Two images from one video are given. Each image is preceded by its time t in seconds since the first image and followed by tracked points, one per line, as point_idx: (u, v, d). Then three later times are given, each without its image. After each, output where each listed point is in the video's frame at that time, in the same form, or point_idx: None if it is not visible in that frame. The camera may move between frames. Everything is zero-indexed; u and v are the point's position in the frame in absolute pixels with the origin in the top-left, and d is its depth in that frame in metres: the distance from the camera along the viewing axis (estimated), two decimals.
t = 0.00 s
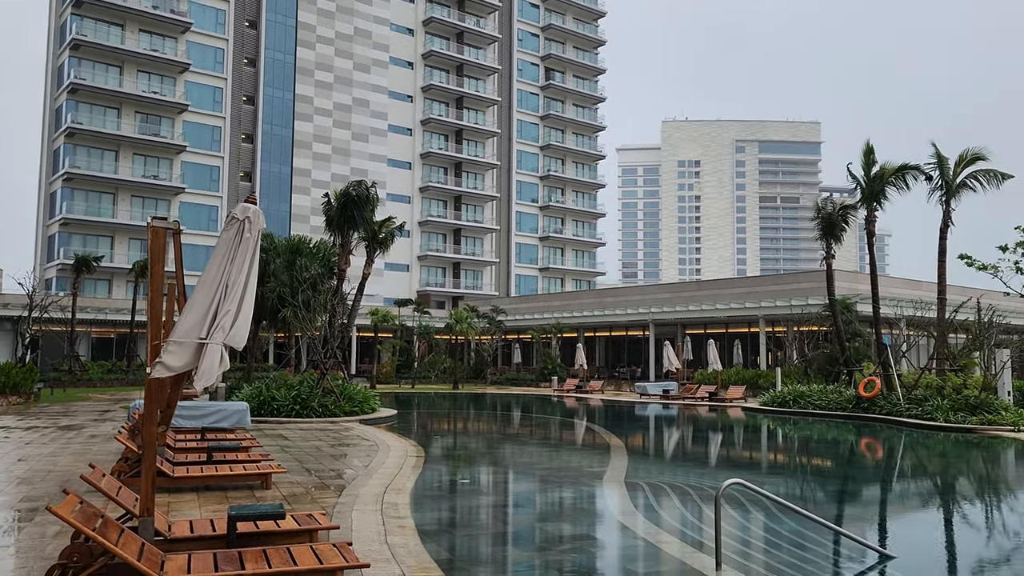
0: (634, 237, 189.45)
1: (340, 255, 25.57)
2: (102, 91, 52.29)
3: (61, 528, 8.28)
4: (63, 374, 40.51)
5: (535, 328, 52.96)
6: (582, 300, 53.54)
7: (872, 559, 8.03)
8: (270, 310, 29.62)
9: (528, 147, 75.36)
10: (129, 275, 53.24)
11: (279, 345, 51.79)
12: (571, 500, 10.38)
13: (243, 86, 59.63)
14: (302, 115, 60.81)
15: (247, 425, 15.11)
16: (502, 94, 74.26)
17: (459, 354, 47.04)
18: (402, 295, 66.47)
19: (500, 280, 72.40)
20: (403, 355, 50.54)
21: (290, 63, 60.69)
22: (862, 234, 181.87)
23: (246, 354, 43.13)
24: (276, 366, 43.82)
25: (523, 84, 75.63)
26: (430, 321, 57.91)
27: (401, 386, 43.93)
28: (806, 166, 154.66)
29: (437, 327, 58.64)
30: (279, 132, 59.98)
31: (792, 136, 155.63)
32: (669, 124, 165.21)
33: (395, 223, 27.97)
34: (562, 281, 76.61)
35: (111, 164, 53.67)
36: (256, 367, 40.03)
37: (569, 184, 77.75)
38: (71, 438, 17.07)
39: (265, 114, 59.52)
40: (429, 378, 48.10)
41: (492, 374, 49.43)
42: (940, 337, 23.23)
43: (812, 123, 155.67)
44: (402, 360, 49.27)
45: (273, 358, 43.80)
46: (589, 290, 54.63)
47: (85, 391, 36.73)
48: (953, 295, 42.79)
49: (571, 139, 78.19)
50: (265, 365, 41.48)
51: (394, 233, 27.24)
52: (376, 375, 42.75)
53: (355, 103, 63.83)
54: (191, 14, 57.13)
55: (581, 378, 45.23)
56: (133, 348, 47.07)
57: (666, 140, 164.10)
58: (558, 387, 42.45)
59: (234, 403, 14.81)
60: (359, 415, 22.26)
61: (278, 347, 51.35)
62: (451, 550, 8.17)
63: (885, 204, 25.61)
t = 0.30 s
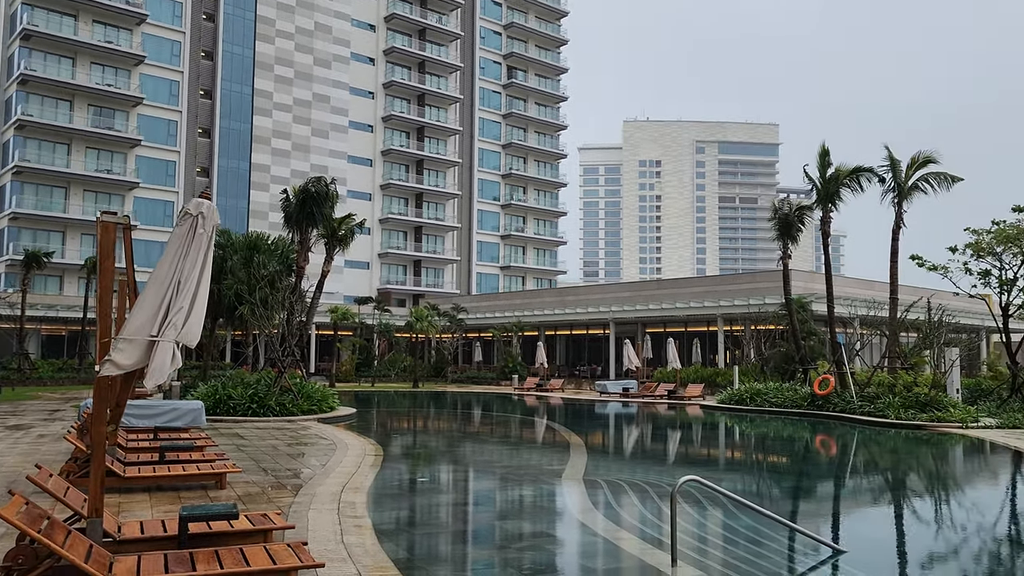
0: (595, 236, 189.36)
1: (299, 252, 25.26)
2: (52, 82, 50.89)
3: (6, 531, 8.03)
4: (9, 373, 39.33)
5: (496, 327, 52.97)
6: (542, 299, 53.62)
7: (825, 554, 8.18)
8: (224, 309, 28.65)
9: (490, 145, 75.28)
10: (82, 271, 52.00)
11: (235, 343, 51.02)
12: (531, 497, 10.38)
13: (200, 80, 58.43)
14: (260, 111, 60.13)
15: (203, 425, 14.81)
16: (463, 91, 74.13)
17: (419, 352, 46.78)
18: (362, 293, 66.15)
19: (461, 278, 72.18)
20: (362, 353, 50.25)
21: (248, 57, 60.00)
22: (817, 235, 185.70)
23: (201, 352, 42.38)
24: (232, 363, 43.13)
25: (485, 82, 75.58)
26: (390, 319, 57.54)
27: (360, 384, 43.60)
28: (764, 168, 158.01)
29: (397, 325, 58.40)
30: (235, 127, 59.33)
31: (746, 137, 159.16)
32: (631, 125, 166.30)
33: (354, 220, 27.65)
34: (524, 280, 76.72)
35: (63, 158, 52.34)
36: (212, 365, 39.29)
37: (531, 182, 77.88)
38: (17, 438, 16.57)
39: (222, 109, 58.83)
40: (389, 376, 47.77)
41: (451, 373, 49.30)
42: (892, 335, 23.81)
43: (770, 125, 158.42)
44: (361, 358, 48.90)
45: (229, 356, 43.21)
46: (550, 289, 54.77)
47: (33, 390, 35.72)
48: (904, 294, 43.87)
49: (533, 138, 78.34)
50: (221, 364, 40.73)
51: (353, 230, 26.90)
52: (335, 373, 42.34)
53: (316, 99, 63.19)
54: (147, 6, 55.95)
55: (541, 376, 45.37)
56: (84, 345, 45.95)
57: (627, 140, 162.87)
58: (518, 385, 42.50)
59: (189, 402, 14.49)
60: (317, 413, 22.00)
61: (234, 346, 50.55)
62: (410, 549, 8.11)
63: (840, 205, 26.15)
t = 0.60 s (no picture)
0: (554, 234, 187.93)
1: (254, 248, 24.91)
2: None
3: None
4: None
5: (455, 325, 52.94)
6: (501, 297, 53.60)
7: (780, 549, 8.29)
8: (180, 305, 28.96)
9: (450, 142, 74.95)
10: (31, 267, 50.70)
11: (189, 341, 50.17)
12: (490, 495, 10.36)
13: (154, 73, 57.31)
14: (216, 105, 59.16)
15: (154, 424, 14.59)
16: (423, 88, 73.82)
17: (377, 350, 46.49)
18: (321, 291, 65.77)
19: (420, 276, 71.95)
20: (320, 350, 50.04)
21: (204, 50, 58.90)
22: (774, 234, 188.56)
23: (153, 349, 41.65)
24: (185, 361, 42.41)
25: (446, 79, 75.32)
26: (348, 316, 57.17)
27: (317, 382, 43.29)
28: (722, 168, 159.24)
29: (355, 322, 58.05)
30: (191, 121, 58.17)
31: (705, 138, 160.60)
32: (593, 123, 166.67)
33: (311, 217, 27.89)
34: (483, 277, 76.74)
35: (10, 150, 50.78)
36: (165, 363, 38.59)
37: (491, 180, 77.85)
38: None
39: (177, 102, 57.56)
40: (347, 374, 47.45)
41: (411, 371, 48.67)
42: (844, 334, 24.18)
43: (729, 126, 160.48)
44: (317, 356, 48.57)
45: (183, 354, 42.55)
46: (510, 287, 54.80)
47: None
48: (856, 293, 44.75)
49: (494, 135, 78.33)
50: (174, 361, 40.03)
51: (310, 226, 27.24)
52: (292, 371, 41.93)
53: (273, 94, 62.53)
54: None
55: (500, 374, 45.46)
56: (32, 343, 44.73)
57: (587, 139, 165.42)
58: (476, 383, 42.56)
59: (140, 401, 14.26)
60: (273, 412, 21.70)
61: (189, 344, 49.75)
62: (367, 548, 8.04)
63: (794, 205, 26.59)
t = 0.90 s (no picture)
0: (513, 229, 183.79)
1: (208, 243, 24.51)
2: None
3: None
4: None
5: (414, 321, 52.85)
6: (459, 292, 53.32)
7: (735, 543, 8.41)
8: (130, 301, 28.48)
9: (409, 137, 74.79)
10: None
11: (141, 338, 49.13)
12: (448, 492, 10.35)
13: (104, 64, 55.41)
14: (169, 97, 58.04)
15: (103, 423, 14.28)
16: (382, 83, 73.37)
17: (335, 347, 46.10)
18: (278, 286, 65.19)
19: (378, 272, 71.56)
20: (279, 348, 50.31)
21: (156, 41, 57.66)
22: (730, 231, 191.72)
23: (102, 345, 40.78)
24: (135, 358, 41.43)
25: (405, 73, 74.97)
26: (304, 313, 56.73)
27: (274, 379, 43.36)
28: (680, 165, 161.22)
29: (312, 319, 57.60)
30: (143, 113, 56.83)
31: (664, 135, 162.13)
32: (553, 120, 165.67)
33: (266, 211, 27.45)
34: (442, 273, 76.81)
35: None
36: (114, 361, 37.61)
37: (450, 176, 77.84)
38: None
39: (128, 95, 56.10)
40: (303, 371, 47.17)
41: (369, 368, 49.18)
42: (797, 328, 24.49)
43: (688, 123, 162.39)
44: (273, 354, 48.58)
45: (134, 351, 41.67)
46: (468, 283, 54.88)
47: None
48: (808, 289, 45.63)
49: (453, 131, 78.29)
50: (124, 359, 39.12)
51: (265, 221, 26.83)
52: (246, 369, 41.38)
53: (228, 86, 61.60)
54: None
55: (458, 370, 45.58)
56: None
57: (547, 136, 165.02)
58: (435, 379, 42.69)
59: (88, 400, 13.96)
60: (227, 410, 21.40)
61: (140, 341, 48.72)
62: (322, 547, 7.97)
63: (749, 202, 27.00)
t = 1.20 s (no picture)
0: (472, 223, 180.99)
1: (158, 236, 23.99)
2: None
3: None
4: None
5: (370, 314, 52.59)
6: (416, 285, 53.13)
7: (690, 533, 8.53)
8: (77, 295, 27.99)
9: (366, 129, 74.37)
10: None
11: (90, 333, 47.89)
12: (406, 485, 10.32)
13: (51, 50, 53.41)
14: (119, 86, 56.59)
15: (48, 419, 13.93)
16: (339, 73, 72.53)
17: (290, 340, 45.54)
18: (232, 279, 64.67)
19: (335, 265, 71.06)
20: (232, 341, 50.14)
21: (105, 28, 56.11)
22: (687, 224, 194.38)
23: (50, 338, 39.96)
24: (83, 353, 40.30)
25: (362, 64, 74.36)
26: (260, 307, 56.01)
27: (228, 374, 43.06)
28: (639, 159, 162.70)
29: (267, 313, 56.90)
30: (93, 102, 55.27)
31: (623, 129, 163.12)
32: (513, 113, 162.48)
33: (219, 202, 27.05)
34: (400, 267, 76.65)
35: None
36: (60, 356, 36.50)
37: (408, 168, 77.61)
38: None
39: (76, 83, 54.35)
40: (259, 365, 46.96)
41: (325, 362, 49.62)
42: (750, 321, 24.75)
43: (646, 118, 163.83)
44: (228, 348, 48.14)
45: (82, 345, 40.61)
46: (425, 276, 54.74)
47: None
48: (762, 282, 46.35)
49: (411, 123, 78.00)
50: (72, 354, 38.04)
51: (218, 213, 26.24)
52: (198, 364, 40.65)
53: (179, 76, 60.46)
54: None
55: (416, 364, 45.56)
56: None
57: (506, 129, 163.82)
58: (392, 373, 42.61)
59: (34, 395, 13.61)
60: (178, 405, 21.06)
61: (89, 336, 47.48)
62: (276, 543, 7.89)
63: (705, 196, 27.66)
